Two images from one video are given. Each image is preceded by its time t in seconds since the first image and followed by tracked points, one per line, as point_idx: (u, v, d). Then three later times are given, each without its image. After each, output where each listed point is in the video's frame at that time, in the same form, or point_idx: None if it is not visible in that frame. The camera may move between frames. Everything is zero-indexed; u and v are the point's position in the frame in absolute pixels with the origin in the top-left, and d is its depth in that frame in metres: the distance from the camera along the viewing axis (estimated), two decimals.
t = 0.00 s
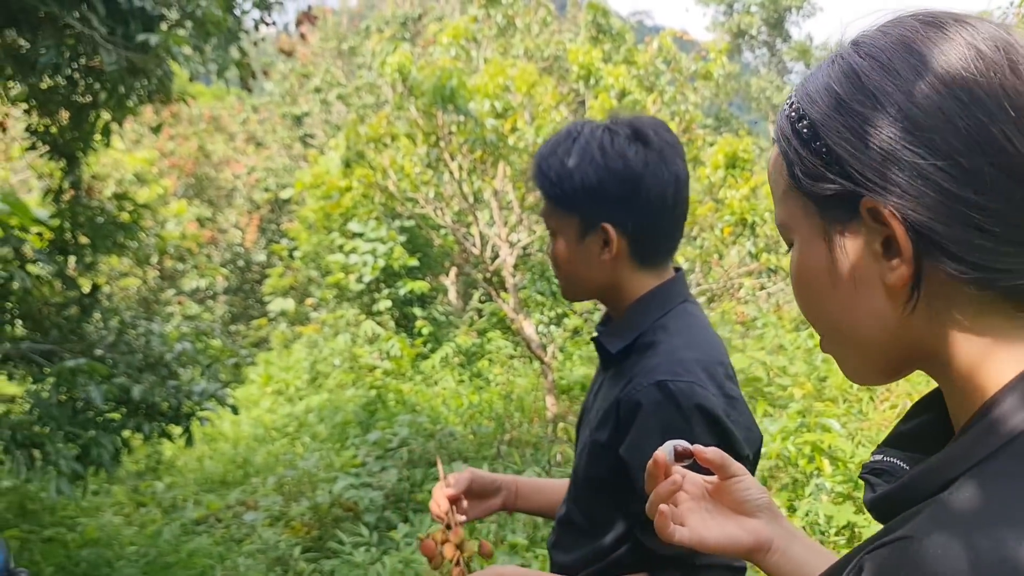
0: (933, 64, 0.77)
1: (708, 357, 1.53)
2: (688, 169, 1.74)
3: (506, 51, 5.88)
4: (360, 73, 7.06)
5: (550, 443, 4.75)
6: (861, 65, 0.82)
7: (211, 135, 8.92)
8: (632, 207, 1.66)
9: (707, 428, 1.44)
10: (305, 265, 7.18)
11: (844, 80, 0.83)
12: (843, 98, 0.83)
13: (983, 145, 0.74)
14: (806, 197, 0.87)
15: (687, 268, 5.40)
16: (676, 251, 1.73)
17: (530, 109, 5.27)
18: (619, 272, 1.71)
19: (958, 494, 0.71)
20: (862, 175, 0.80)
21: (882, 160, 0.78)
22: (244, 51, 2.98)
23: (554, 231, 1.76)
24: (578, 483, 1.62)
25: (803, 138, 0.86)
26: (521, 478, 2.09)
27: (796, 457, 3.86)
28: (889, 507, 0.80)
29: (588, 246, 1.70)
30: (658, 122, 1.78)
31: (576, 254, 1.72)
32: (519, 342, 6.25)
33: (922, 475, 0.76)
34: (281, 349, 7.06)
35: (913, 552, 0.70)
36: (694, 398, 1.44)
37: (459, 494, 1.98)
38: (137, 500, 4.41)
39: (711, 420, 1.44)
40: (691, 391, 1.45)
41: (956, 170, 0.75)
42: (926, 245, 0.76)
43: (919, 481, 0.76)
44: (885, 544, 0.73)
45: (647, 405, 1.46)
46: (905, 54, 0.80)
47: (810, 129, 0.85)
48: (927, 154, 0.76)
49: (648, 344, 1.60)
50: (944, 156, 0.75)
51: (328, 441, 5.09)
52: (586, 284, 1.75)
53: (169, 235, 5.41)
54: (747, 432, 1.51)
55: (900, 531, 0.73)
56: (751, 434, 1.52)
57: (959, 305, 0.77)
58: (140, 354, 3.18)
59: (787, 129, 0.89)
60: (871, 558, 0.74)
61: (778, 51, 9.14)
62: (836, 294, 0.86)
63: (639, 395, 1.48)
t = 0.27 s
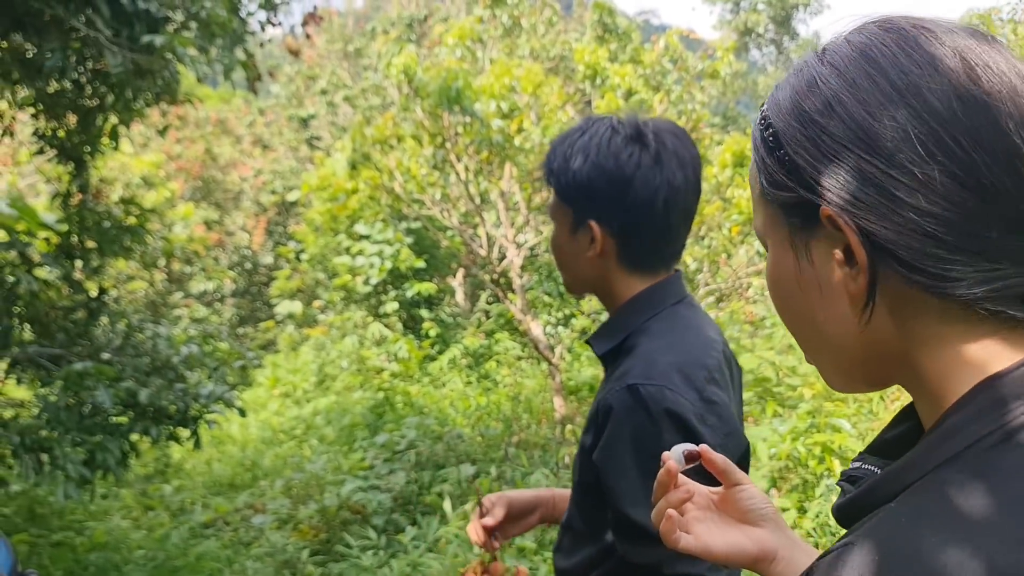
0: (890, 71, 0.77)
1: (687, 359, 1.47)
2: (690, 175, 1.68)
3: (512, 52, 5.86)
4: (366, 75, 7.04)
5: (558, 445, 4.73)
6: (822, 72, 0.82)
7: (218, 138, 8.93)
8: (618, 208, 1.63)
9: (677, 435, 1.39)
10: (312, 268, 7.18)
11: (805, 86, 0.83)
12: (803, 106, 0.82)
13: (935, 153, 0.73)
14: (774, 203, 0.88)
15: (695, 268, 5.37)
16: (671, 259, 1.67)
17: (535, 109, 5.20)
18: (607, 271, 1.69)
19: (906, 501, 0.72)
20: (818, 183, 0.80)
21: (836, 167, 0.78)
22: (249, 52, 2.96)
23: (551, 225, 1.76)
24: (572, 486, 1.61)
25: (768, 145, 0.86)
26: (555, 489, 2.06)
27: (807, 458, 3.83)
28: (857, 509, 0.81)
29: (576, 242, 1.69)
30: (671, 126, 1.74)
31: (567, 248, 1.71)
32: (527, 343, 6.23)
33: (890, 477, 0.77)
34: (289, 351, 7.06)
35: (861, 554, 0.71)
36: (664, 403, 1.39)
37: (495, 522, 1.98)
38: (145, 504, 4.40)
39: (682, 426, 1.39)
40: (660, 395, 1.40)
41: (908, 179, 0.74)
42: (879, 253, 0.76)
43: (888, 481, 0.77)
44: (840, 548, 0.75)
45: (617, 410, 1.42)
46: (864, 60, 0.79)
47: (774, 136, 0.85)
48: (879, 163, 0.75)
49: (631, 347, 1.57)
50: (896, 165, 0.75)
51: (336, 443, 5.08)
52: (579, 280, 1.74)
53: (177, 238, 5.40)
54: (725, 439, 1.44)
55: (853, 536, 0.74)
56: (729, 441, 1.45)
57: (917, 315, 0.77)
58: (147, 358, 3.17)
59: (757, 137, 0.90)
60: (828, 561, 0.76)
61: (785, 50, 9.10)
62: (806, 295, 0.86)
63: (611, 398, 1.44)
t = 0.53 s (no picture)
0: (826, 103, 0.79)
1: (673, 372, 1.46)
2: (687, 185, 1.66)
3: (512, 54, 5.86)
4: (367, 79, 7.05)
5: (563, 447, 4.72)
6: (769, 99, 0.85)
7: (222, 144, 8.95)
8: (609, 217, 1.63)
9: (659, 445, 1.38)
10: (316, 272, 7.19)
11: (752, 112, 0.86)
12: (749, 132, 0.85)
13: (862, 186, 0.76)
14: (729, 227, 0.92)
15: (698, 267, 5.36)
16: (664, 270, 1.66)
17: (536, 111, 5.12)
18: (599, 280, 1.69)
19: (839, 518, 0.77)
20: (762, 211, 0.83)
21: (772, 198, 0.81)
22: (247, 59, 2.95)
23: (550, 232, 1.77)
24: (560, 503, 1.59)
25: (722, 169, 0.90)
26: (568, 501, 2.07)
27: (812, 458, 3.81)
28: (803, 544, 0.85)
29: (572, 249, 1.70)
30: (672, 133, 1.71)
31: (562, 255, 1.72)
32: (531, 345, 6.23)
33: (826, 506, 0.81)
34: (295, 356, 7.07)
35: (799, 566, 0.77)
36: (645, 414, 1.38)
37: (514, 539, 2.00)
38: (152, 511, 4.40)
39: (663, 439, 1.38)
40: (640, 406, 1.39)
41: (840, 214, 0.77)
42: (813, 284, 0.81)
43: (823, 514, 0.81)
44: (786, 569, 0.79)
45: (601, 420, 1.42)
46: (805, 90, 0.82)
47: (725, 161, 0.89)
48: (815, 197, 0.78)
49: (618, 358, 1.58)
50: (831, 200, 0.77)
51: (342, 448, 5.08)
52: (576, 288, 1.75)
53: (180, 245, 5.40)
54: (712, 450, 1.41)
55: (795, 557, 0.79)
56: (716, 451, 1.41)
57: (853, 344, 0.81)
58: (150, 366, 3.17)
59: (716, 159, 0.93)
60: None
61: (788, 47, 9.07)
62: (762, 323, 0.91)
63: (595, 410, 1.45)
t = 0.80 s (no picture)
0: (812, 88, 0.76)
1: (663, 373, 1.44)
2: (680, 185, 1.64)
3: (511, 56, 5.86)
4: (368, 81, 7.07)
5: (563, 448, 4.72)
6: (759, 79, 0.81)
7: (223, 147, 8.98)
8: (600, 217, 1.62)
9: (646, 449, 1.35)
10: (317, 275, 7.22)
11: (739, 92, 0.83)
12: (734, 114, 0.82)
13: (839, 176, 0.73)
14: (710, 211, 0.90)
15: (698, 268, 5.36)
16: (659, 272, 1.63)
17: (534, 113, 5.18)
18: (592, 280, 1.68)
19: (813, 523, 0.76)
20: (738, 195, 0.80)
21: (748, 184, 0.79)
22: (243, 63, 2.96)
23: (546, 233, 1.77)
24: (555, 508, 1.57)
25: (706, 150, 0.87)
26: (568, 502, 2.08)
27: (812, 457, 3.81)
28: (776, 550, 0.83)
29: (564, 249, 1.69)
30: (669, 133, 1.69)
31: (557, 255, 1.72)
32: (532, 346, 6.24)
33: (794, 508, 0.80)
34: (297, 358, 7.08)
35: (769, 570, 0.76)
36: (631, 417, 1.36)
37: (511, 535, 2.01)
38: (153, 515, 4.42)
39: (650, 441, 1.35)
40: (627, 407, 1.36)
41: (812, 203, 0.74)
42: (784, 278, 0.78)
43: (790, 516, 0.80)
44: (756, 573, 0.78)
45: (590, 422, 1.41)
46: (795, 73, 0.78)
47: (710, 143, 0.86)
48: (789, 185, 0.75)
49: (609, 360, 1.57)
50: (804, 188, 0.74)
51: (343, 450, 5.09)
52: (572, 289, 1.74)
53: (181, 249, 5.42)
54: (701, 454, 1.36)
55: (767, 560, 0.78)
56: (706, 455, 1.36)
57: (824, 342, 0.79)
58: (149, 367, 3.19)
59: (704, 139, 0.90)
60: None
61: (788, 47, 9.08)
62: (736, 317, 0.89)
63: (584, 412, 1.43)
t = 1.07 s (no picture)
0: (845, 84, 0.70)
1: (662, 377, 1.44)
2: (680, 190, 1.63)
3: (512, 58, 5.87)
4: (369, 84, 7.08)
5: (564, 451, 4.71)
6: (789, 69, 0.75)
7: (224, 150, 9.00)
8: (598, 222, 1.62)
9: (644, 456, 1.35)
10: (318, 277, 7.24)
11: (767, 82, 0.77)
12: (760, 105, 0.76)
13: (866, 185, 0.67)
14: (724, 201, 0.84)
15: (698, 270, 5.36)
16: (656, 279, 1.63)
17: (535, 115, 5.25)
18: (591, 284, 1.68)
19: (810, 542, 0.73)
20: (758, 195, 0.75)
21: (770, 185, 0.73)
22: (243, 68, 2.97)
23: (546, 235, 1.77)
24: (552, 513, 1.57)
25: (728, 140, 0.81)
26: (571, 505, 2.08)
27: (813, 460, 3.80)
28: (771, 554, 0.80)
29: (563, 253, 1.69)
30: (670, 137, 1.69)
31: (557, 259, 1.71)
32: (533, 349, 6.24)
33: (795, 520, 0.77)
34: (298, 360, 7.08)
35: None
36: (629, 423, 1.36)
37: (514, 536, 2.01)
38: (153, 517, 4.42)
39: (648, 447, 1.35)
40: (624, 414, 1.37)
41: (836, 209, 0.69)
42: (799, 284, 0.74)
43: (791, 528, 0.77)
44: None
45: (586, 428, 1.41)
46: (830, 67, 0.72)
47: (733, 133, 0.80)
48: (813, 186, 0.70)
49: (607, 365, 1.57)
50: (829, 193, 0.69)
51: (344, 452, 5.09)
52: (572, 292, 1.73)
53: (182, 252, 5.42)
54: (699, 461, 1.36)
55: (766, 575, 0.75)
56: (704, 463, 1.36)
57: (834, 352, 0.75)
58: (148, 369, 3.19)
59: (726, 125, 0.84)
60: None
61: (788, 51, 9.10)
62: (744, 316, 0.84)
63: (581, 417, 1.43)
